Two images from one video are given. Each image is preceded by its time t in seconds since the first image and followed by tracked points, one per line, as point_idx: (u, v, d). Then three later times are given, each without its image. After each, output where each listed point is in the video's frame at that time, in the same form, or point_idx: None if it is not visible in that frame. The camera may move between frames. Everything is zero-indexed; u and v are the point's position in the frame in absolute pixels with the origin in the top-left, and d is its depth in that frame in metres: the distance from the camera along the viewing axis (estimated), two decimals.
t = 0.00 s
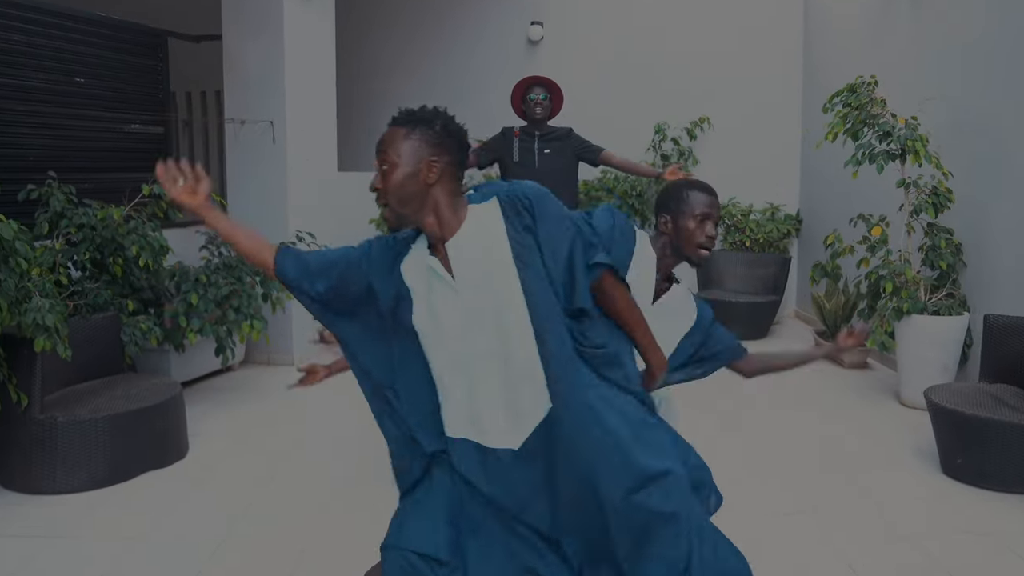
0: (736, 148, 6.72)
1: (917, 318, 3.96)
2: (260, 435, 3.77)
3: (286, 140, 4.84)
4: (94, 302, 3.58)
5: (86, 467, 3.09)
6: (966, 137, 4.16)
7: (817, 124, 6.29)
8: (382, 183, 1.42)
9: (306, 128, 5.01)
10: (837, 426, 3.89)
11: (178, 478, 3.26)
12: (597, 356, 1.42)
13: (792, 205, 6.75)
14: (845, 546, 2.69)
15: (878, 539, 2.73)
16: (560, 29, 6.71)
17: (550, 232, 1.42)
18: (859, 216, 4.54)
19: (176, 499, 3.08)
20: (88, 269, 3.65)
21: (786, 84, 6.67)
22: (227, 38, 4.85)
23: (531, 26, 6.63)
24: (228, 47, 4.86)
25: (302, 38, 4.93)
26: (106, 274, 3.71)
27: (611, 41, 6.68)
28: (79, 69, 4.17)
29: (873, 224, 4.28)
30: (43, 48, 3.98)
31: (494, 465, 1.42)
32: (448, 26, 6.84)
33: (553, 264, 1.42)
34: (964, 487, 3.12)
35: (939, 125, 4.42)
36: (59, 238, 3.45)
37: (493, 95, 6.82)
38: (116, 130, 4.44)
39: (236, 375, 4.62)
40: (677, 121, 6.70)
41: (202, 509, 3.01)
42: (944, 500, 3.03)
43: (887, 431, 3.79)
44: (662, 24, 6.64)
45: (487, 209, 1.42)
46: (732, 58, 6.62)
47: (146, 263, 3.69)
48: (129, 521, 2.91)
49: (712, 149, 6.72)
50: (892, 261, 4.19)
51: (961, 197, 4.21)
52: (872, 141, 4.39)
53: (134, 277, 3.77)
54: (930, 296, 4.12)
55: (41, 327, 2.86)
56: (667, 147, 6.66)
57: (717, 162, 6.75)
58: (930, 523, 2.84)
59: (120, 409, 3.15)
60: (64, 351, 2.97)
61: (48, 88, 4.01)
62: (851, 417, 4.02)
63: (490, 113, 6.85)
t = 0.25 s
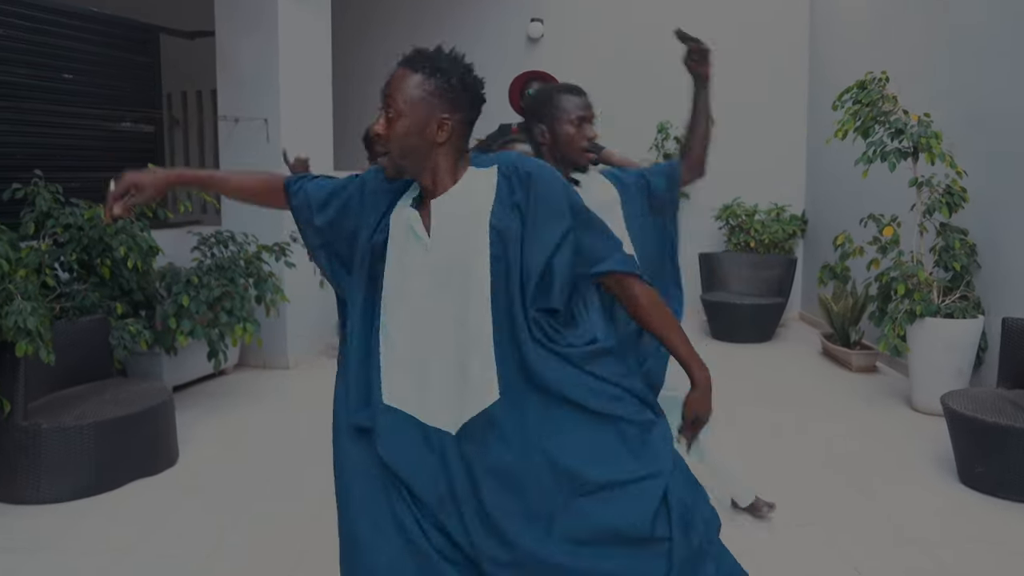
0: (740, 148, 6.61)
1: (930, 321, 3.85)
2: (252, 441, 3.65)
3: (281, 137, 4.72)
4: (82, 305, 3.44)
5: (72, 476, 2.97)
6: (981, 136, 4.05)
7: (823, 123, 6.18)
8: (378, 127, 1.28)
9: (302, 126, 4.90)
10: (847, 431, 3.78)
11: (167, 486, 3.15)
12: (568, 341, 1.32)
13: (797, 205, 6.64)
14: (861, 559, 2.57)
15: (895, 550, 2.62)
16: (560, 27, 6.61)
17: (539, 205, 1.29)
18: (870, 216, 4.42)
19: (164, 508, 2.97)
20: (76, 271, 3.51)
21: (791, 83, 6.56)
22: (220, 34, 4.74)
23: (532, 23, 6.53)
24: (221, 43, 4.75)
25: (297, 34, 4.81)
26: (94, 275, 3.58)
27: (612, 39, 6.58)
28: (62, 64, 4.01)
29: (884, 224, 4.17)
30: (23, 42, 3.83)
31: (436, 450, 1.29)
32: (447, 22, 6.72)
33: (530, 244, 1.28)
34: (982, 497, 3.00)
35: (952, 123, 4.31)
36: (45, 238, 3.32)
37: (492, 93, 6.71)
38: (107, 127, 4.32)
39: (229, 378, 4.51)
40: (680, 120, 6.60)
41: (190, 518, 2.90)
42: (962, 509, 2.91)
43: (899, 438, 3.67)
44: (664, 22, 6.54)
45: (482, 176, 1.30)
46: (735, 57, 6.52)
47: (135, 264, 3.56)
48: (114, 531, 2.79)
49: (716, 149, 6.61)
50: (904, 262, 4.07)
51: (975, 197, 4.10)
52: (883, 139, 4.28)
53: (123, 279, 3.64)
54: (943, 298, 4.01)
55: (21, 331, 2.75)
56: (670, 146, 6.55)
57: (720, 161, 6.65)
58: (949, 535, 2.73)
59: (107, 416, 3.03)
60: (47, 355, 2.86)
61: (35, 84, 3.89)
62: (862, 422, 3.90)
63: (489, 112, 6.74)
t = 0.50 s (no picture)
0: (751, 142, 6.51)
1: (948, 318, 3.76)
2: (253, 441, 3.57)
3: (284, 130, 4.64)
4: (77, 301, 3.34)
5: (68, 477, 2.89)
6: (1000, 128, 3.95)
7: (835, 116, 6.07)
8: (549, 160, 1.12)
9: (305, 119, 4.81)
10: (862, 431, 3.68)
11: (165, 488, 3.06)
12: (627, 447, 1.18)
13: (808, 200, 6.54)
14: (882, 566, 2.47)
15: (917, 558, 2.52)
16: (567, 19, 6.51)
17: (647, 309, 1.13)
18: (885, 211, 4.33)
19: (161, 511, 2.89)
20: (72, 267, 3.41)
21: (802, 75, 6.45)
22: (222, 26, 4.65)
23: (539, 14, 6.43)
24: (223, 34, 4.66)
25: (300, 25, 4.73)
26: (91, 272, 3.48)
27: (620, 30, 6.47)
28: (61, 55, 3.94)
29: (901, 219, 4.07)
30: (21, 33, 3.74)
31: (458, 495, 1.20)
32: (450, 15, 6.59)
33: (619, 335, 1.13)
34: (1005, 501, 2.91)
35: (970, 115, 4.20)
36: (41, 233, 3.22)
37: (499, 84, 6.60)
38: (106, 120, 4.23)
39: (231, 376, 4.43)
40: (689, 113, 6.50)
41: (188, 521, 2.81)
42: (987, 516, 2.81)
43: (917, 438, 3.58)
44: (674, 13, 6.43)
45: (614, 252, 1.15)
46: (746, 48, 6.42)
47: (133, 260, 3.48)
48: (110, 534, 2.71)
49: (726, 143, 6.51)
50: (921, 257, 3.98)
51: (994, 192, 3.99)
52: (899, 132, 4.18)
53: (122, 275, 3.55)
54: (962, 295, 3.91)
55: (14, 328, 2.67)
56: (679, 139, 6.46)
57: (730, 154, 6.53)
58: (972, 541, 2.63)
59: (104, 416, 2.95)
60: (41, 353, 2.78)
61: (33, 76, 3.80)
62: (877, 421, 3.81)
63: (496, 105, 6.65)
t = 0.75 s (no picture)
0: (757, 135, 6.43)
1: (960, 314, 3.67)
2: (251, 439, 3.50)
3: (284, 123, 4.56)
4: (71, 298, 3.32)
5: (60, 477, 2.83)
6: (1013, 121, 3.87)
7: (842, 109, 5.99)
8: (809, 146, 1.10)
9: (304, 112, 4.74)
10: (872, 429, 3.60)
11: (160, 488, 3.00)
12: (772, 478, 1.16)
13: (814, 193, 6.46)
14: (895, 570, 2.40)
15: (931, 562, 2.45)
16: (571, 10, 6.42)
17: (853, 344, 1.12)
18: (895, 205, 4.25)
19: (156, 511, 2.82)
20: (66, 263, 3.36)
21: (809, 67, 6.37)
22: (221, 16, 4.55)
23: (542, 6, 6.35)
24: (221, 25, 4.56)
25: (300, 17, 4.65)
26: (86, 267, 3.44)
27: (625, 22, 6.39)
28: (61, 47, 3.86)
29: (911, 213, 3.99)
30: (25, 25, 3.64)
31: (608, 489, 1.15)
32: (450, 11, 6.50)
33: (818, 362, 1.12)
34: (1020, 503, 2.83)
35: (982, 108, 4.12)
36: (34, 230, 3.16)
37: (502, 77, 6.52)
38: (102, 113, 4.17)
39: (229, 373, 4.36)
40: (694, 106, 6.41)
41: (183, 522, 2.75)
42: (1002, 518, 2.73)
43: (928, 436, 3.50)
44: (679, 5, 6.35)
45: (837, 277, 1.13)
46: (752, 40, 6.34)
47: (128, 256, 3.41)
48: (103, 536, 2.64)
49: (731, 136, 6.43)
50: (932, 252, 3.90)
51: (1007, 185, 3.92)
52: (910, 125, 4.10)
53: (117, 271, 3.50)
54: (973, 291, 3.83)
55: (4, 326, 2.61)
56: (685, 132, 6.38)
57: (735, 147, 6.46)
58: (987, 544, 2.56)
59: (97, 415, 2.89)
60: (32, 352, 2.72)
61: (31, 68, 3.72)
62: (887, 419, 3.73)
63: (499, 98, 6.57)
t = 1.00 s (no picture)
0: (759, 125, 6.35)
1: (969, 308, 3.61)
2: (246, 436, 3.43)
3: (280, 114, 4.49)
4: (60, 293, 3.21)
5: (49, 478, 2.76)
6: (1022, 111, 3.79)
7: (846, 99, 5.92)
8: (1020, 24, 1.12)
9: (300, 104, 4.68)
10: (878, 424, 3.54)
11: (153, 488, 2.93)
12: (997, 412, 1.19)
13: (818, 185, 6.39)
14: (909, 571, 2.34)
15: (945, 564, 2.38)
16: None
17: None
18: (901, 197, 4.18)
19: (148, 511, 2.75)
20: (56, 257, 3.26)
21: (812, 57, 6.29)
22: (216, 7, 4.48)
23: None
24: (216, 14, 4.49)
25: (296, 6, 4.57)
26: (77, 262, 3.32)
27: (626, 12, 6.31)
28: (55, 37, 3.82)
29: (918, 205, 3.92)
30: (21, 15, 3.62)
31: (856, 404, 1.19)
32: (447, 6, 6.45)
33: None
34: None
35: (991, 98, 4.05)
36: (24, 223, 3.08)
37: (501, 67, 6.44)
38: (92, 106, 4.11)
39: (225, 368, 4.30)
40: (696, 96, 6.34)
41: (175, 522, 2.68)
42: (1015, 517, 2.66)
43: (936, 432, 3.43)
44: None
45: None
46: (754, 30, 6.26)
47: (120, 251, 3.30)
48: (94, 537, 2.57)
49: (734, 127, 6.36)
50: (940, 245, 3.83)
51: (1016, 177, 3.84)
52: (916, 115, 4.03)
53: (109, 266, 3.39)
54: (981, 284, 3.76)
55: None
56: (686, 123, 6.30)
57: (736, 139, 6.39)
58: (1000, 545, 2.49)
59: (84, 413, 2.83)
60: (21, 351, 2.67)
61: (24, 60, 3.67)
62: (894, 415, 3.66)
63: (498, 89, 6.49)
